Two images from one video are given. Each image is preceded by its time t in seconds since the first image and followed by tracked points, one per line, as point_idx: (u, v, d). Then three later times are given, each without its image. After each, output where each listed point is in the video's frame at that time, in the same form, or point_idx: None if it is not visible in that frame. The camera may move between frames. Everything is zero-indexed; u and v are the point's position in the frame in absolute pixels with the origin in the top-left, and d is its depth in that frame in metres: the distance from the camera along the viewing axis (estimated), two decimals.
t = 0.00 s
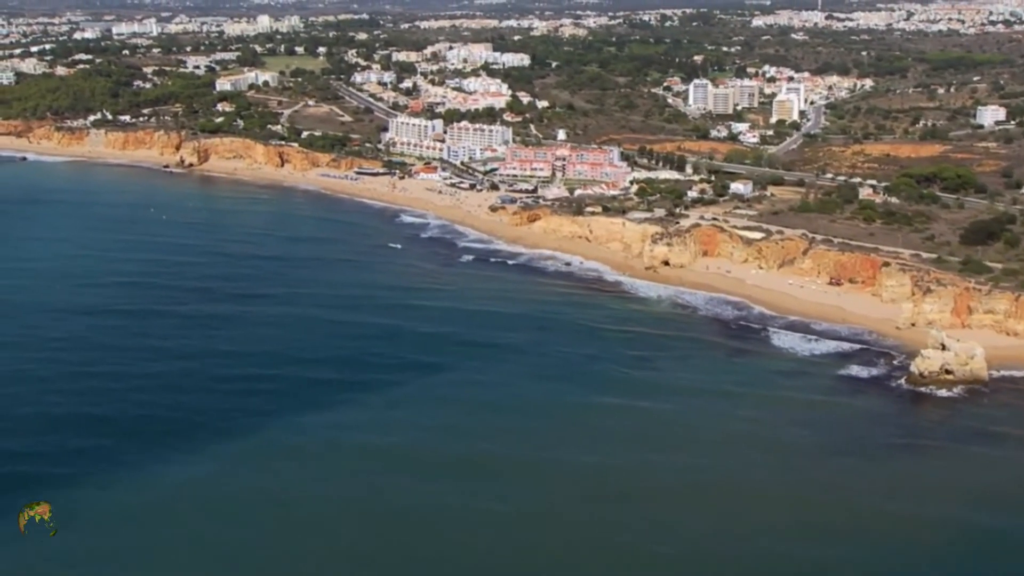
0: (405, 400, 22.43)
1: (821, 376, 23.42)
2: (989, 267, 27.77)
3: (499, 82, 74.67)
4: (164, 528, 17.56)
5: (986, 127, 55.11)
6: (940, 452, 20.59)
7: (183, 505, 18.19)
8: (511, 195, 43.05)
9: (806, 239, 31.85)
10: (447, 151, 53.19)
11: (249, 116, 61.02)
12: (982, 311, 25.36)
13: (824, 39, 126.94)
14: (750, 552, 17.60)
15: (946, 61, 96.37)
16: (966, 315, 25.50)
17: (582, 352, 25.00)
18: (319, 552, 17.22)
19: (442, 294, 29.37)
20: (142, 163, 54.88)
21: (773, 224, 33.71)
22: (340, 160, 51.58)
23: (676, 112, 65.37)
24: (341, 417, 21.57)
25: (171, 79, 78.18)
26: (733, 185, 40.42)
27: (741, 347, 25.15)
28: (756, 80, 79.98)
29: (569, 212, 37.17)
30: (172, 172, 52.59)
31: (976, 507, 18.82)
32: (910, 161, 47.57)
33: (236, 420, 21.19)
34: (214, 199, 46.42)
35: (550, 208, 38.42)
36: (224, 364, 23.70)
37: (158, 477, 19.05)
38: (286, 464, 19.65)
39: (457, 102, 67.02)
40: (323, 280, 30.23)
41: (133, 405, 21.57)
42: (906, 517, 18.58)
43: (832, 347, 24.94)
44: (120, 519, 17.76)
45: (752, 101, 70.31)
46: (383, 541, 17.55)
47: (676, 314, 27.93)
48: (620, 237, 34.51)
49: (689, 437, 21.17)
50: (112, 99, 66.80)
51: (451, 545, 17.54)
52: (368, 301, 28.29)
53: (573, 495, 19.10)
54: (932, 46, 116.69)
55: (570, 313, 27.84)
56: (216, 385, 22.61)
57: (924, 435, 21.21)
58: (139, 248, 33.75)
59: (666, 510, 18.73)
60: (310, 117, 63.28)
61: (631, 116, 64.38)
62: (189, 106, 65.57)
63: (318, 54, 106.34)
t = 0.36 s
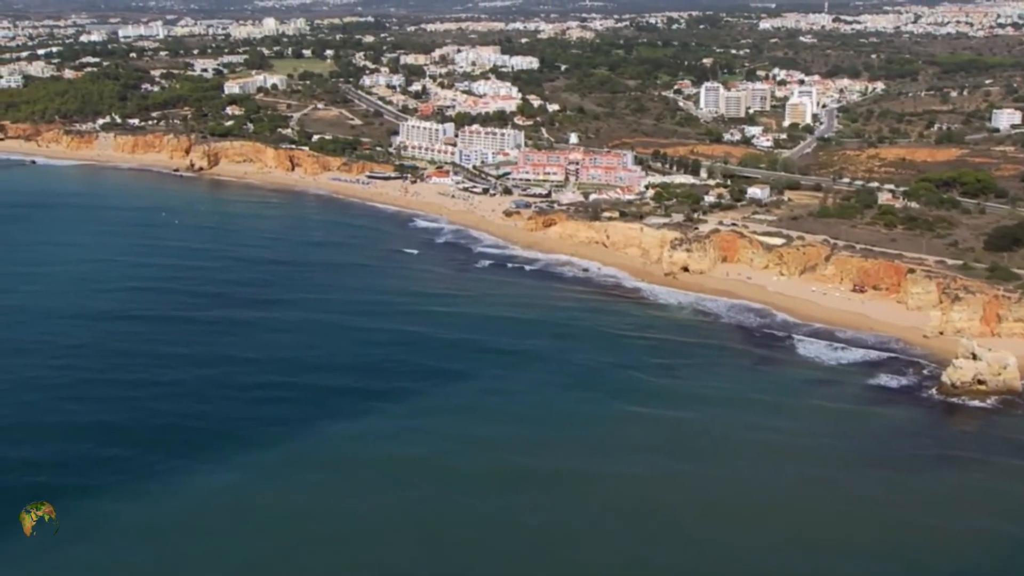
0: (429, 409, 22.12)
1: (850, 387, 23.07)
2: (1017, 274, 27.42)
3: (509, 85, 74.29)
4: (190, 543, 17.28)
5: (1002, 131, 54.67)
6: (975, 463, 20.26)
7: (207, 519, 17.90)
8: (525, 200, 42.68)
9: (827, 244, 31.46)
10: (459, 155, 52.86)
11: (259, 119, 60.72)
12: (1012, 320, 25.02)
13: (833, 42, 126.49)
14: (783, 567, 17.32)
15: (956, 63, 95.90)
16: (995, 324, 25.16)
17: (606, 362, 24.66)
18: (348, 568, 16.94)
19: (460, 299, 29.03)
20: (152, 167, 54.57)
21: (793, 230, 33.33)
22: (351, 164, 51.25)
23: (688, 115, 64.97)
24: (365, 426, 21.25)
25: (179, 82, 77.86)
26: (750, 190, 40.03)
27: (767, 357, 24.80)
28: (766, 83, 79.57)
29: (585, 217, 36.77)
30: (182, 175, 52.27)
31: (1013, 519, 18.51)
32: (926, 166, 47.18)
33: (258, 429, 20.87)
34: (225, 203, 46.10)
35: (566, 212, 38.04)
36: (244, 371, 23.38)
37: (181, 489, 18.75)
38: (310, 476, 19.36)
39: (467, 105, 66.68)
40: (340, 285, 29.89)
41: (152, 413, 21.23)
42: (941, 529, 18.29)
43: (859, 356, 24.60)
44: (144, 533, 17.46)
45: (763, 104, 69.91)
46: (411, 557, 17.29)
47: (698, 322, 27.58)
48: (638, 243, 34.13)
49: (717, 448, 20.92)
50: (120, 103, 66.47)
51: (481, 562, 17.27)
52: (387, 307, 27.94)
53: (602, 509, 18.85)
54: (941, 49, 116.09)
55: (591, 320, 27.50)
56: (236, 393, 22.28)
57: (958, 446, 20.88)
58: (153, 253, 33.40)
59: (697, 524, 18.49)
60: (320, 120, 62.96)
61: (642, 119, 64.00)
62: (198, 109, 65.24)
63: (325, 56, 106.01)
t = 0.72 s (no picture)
0: (454, 418, 21.75)
1: (880, 399, 22.71)
2: None
3: (518, 88, 73.90)
4: (214, 553, 16.93)
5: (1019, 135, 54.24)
6: (1011, 475, 19.91)
7: (231, 529, 17.54)
8: (540, 204, 42.27)
9: (849, 250, 31.04)
10: (471, 158, 52.49)
11: (269, 122, 60.37)
12: None
13: (841, 44, 126.07)
14: None
15: (967, 66, 95.41)
16: None
17: (632, 370, 24.29)
18: None
19: (480, 305, 28.65)
20: (161, 170, 54.22)
21: (814, 235, 32.90)
22: (363, 168, 50.87)
23: (700, 119, 64.51)
24: (388, 435, 20.88)
25: (187, 85, 77.52)
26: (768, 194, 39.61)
27: (794, 366, 24.41)
28: (777, 86, 79.12)
29: (602, 222, 36.38)
30: (192, 179, 51.93)
31: None
32: (944, 170, 46.78)
33: (280, 438, 20.50)
34: (236, 207, 45.73)
35: (582, 217, 37.63)
36: (264, 378, 23.00)
37: (204, 498, 18.38)
38: (335, 485, 19.00)
39: (478, 108, 66.32)
40: (357, 291, 29.49)
41: (172, 421, 20.86)
42: (978, 542, 17.97)
43: (888, 366, 24.21)
44: (167, 543, 17.10)
45: (775, 108, 69.48)
46: (440, 569, 16.96)
47: (722, 329, 27.18)
48: (656, 248, 33.71)
49: (752, 459, 20.62)
50: (128, 106, 66.14)
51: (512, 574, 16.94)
52: (406, 313, 27.56)
53: (631, 519, 18.54)
54: (950, 52, 115.52)
55: (614, 326, 27.11)
56: (258, 400, 21.92)
57: (993, 458, 20.52)
58: (166, 257, 33.02)
59: (732, 534, 18.18)
60: (329, 123, 62.59)
61: (654, 123, 63.59)
62: (207, 113, 64.91)
63: (333, 59, 105.67)
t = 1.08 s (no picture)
0: (476, 425, 21.41)
1: (909, 408, 22.35)
2: None
3: (528, 91, 73.53)
4: (237, 564, 16.60)
5: None
6: None
7: (254, 540, 17.21)
8: (553, 208, 41.91)
9: (870, 256, 30.65)
10: (482, 162, 52.13)
11: (278, 125, 60.08)
12: None
13: (849, 47, 125.58)
14: None
15: (978, 68, 94.89)
16: None
17: (655, 377, 23.93)
18: None
19: (497, 310, 28.29)
20: (170, 174, 53.93)
21: (833, 241, 32.49)
22: (373, 172, 50.54)
23: (710, 122, 64.11)
24: (410, 443, 20.53)
25: (195, 87, 77.23)
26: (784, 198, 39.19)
27: (819, 374, 24.07)
28: (787, 88, 78.68)
29: (618, 227, 36.01)
30: (202, 183, 51.62)
31: None
32: (960, 174, 46.38)
33: (300, 445, 20.16)
34: (246, 210, 45.41)
35: (596, 221, 37.25)
36: (281, 385, 22.65)
37: (225, 507, 18.06)
38: (357, 494, 18.69)
39: (487, 111, 65.97)
40: (373, 295, 29.15)
41: (189, 429, 20.53)
42: (1014, 556, 17.62)
43: (915, 374, 23.85)
44: (188, 555, 16.77)
45: (787, 111, 69.06)
46: None
47: (744, 335, 26.83)
48: (673, 253, 33.34)
49: (784, 468, 20.27)
50: (135, 109, 65.87)
51: None
52: (423, 318, 27.20)
53: (658, 528, 18.20)
54: (959, 54, 115.00)
55: (634, 332, 26.75)
56: (276, 407, 21.58)
57: None
58: (179, 261, 32.71)
59: (765, 545, 17.82)
60: (338, 126, 62.26)
61: (664, 126, 63.21)
62: (215, 115, 64.60)
63: (339, 62, 105.38)
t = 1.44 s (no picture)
0: (503, 435, 20.97)
1: (944, 419, 21.90)
2: None
3: (539, 94, 73.08)
4: None
5: None
6: None
7: (280, 553, 16.77)
8: (569, 212, 41.46)
9: (896, 262, 30.19)
10: (495, 166, 51.68)
11: (288, 128, 59.68)
12: None
13: (859, 49, 125.00)
14: None
15: (990, 71, 94.29)
16: None
17: (683, 386, 23.46)
18: None
19: (518, 317, 27.84)
20: (180, 177, 53.54)
21: (857, 247, 32.02)
22: (385, 176, 50.12)
23: (723, 125, 63.63)
24: (437, 453, 20.09)
25: (204, 90, 76.85)
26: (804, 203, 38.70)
27: (851, 383, 23.61)
28: (799, 91, 78.16)
29: (637, 233, 35.54)
30: (213, 187, 51.22)
31: None
32: (979, 179, 45.88)
33: (326, 456, 19.72)
34: (259, 215, 44.99)
35: (614, 227, 36.79)
36: (304, 393, 22.20)
37: (250, 519, 17.63)
38: (385, 506, 18.25)
39: (498, 114, 65.54)
40: (392, 301, 28.71)
41: (211, 438, 20.11)
42: None
43: (948, 385, 23.40)
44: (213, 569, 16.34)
45: (800, 114, 68.56)
46: None
47: (771, 343, 26.37)
48: (694, 259, 32.87)
49: (818, 480, 19.81)
50: (144, 112, 65.47)
51: None
52: (444, 325, 26.76)
53: (692, 543, 17.74)
54: (970, 57, 114.32)
55: (659, 340, 26.30)
56: (299, 416, 21.14)
57: None
58: (194, 266, 32.29)
59: (802, 559, 17.41)
60: (349, 130, 61.86)
61: (677, 129, 62.75)
62: (226, 118, 64.21)
63: (347, 65, 104.92)
